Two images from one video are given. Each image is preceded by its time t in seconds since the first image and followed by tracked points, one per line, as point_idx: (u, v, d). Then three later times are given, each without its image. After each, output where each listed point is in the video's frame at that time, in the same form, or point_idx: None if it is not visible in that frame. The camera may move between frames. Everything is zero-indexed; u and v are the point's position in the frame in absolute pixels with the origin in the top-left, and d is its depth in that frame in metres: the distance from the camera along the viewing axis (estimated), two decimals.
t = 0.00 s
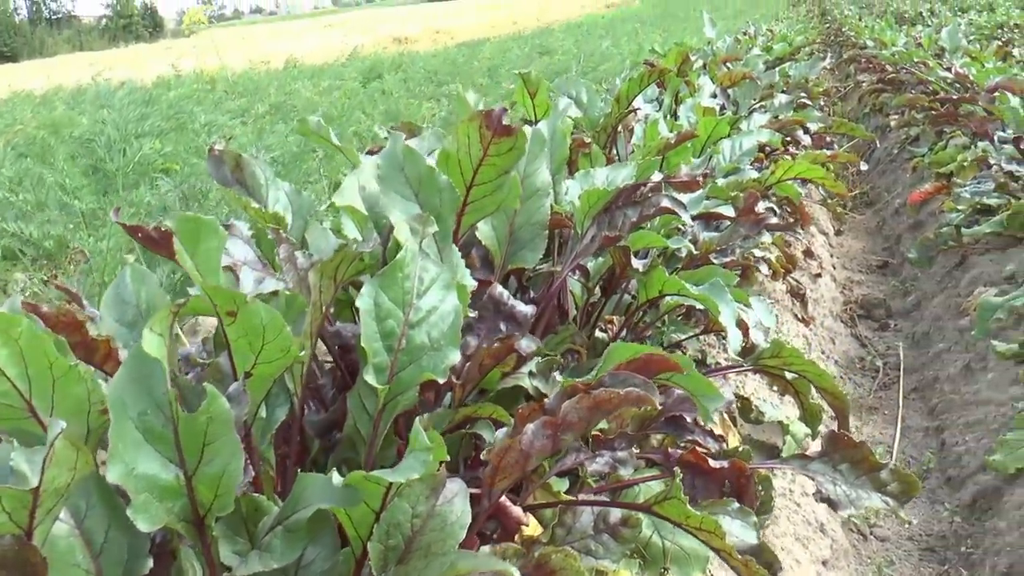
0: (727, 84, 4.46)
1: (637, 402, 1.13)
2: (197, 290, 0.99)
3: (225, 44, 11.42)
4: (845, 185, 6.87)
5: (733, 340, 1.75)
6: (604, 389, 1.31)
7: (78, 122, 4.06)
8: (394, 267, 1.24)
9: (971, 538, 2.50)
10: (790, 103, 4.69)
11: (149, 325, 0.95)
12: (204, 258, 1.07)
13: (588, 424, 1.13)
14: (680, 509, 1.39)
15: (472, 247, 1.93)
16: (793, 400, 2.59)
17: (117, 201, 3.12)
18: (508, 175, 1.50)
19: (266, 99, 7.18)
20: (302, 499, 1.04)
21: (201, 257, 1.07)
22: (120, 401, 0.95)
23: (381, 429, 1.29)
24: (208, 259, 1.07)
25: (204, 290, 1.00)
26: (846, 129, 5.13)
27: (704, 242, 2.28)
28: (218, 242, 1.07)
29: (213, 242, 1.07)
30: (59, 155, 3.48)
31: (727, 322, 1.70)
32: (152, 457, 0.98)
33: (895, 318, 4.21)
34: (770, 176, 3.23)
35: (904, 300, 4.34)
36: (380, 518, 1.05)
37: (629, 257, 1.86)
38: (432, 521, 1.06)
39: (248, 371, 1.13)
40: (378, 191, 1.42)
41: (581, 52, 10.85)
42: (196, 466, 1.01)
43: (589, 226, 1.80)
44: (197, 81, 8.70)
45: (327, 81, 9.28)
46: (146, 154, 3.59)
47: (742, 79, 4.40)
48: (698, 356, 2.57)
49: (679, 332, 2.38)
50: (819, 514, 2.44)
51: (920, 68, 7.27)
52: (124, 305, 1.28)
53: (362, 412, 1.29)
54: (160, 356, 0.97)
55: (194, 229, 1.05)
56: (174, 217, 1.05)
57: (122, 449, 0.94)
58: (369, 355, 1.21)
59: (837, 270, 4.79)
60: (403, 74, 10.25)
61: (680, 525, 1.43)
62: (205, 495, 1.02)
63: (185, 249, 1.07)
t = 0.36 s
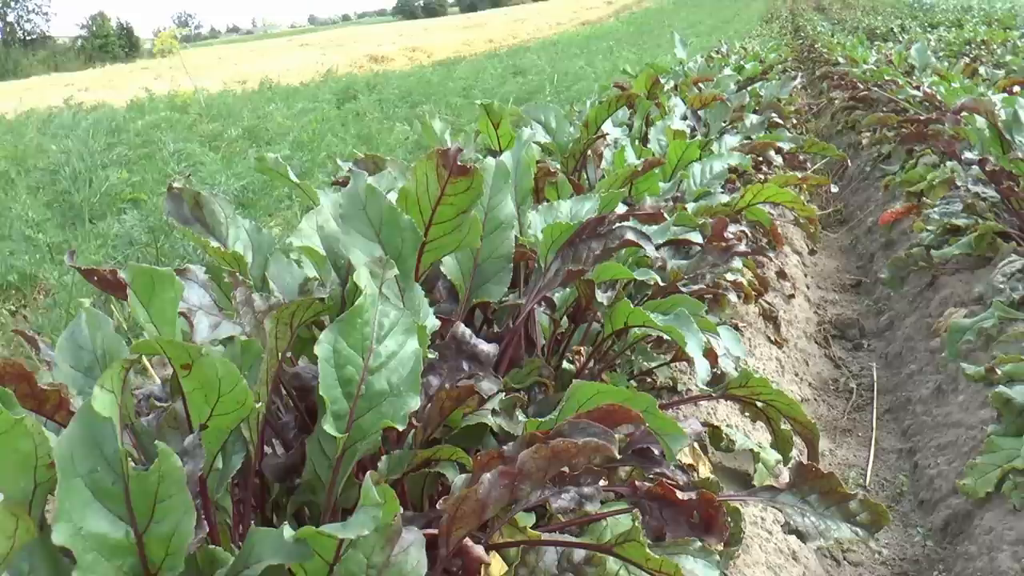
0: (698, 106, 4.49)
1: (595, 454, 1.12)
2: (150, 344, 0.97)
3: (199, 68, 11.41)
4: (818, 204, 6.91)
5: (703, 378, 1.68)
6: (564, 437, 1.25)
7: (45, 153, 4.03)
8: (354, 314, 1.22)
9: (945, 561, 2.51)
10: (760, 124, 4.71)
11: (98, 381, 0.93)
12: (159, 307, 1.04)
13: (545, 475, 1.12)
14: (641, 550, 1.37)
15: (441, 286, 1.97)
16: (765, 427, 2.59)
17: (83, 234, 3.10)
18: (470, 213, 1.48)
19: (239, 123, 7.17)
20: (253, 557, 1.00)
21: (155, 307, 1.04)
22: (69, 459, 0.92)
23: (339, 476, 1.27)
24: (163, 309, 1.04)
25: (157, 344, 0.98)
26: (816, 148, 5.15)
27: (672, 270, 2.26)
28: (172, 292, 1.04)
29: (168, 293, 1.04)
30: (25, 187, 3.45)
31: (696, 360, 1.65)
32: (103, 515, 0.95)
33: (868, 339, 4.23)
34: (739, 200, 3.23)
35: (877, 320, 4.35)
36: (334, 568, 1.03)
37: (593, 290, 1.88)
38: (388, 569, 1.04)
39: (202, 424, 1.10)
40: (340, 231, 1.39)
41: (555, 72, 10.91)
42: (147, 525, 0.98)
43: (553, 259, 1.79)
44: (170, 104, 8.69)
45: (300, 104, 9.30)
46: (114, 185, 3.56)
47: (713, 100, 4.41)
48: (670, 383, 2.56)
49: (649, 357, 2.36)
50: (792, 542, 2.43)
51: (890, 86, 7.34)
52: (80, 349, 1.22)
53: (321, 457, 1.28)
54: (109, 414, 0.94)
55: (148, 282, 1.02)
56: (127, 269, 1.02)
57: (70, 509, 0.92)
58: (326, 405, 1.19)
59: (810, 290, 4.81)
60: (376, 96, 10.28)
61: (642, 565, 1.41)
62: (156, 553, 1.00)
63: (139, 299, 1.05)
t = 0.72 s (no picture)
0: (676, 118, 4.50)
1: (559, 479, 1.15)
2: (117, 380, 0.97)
3: (179, 82, 11.39)
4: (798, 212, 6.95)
5: (672, 396, 1.67)
6: (528, 462, 1.29)
7: (22, 174, 4.02)
8: (323, 344, 1.22)
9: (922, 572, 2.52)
10: (738, 135, 4.73)
11: (64, 418, 0.93)
12: (125, 341, 1.05)
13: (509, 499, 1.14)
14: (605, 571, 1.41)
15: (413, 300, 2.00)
16: (742, 440, 2.60)
17: (60, 256, 3.09)
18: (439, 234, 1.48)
19: (219, 138, 7.16)
20: None
21: (122, 341, 1.05)
22: (34, 495, 0.93)
23: (310, 502, 1.29)
24: (130, 343, 1.05)
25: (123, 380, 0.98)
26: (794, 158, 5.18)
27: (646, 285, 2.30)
28: (140, 326, 1.04)
29: (135, 327, 1.04)
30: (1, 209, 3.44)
31: (666, 378, 1.65)
32: (68, 550, 0.95)
33: (848, 348, 4.24)
34: (715, 214, 3.24)
35: (856, 329, 4.38)
36: None
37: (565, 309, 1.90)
38: None
39: (170, 456, 1.10)
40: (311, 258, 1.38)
41: (537, 82, 10.93)
42: (112, 558, 0.98)
43: (525, 278, 1.81)
44: (151, 119, 8.67)
45: (281, 117, 9.30)
46: (91, 206, 3.56)
47: (690, 113, 4.42)
48: (648, 397, 2.57)
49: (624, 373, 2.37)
50: (769, 554, 2.43)
51: (869, 95, 7.38)
52: (49, 379, 1.22)
53: (291, 484, 1.29)
54: (75, 451, 0.95)
55: (115, 317, 1.03)
56: (94, 304, 1.03)
57: (35, 545, 0.92)
58: (295, 435, 1.21)
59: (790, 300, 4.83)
60: (358, 108, 10.28)
61: None
62: None
63: (105, 334, 1.05)
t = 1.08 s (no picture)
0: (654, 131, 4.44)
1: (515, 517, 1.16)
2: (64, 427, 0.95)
3: (159, 96, 11.36)
4: (780, 222, 6.95)
5: (640, 419, 1.62)
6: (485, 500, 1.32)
7: None
8: (279, 380, 1.21)
9: None
10: (717, 147, 4.73)
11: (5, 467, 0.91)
12: (76, 385, 1.02)
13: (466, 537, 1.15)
14: None
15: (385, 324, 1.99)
16: (719, 459, 2.58)
17: (30, 280, 3.07)
18: (402, 264, 1.49)
19: (200, 153, 7.14)
20: None
21: (73, 384, 1.02)
22: None
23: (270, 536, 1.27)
24: (81, 386, 1.02)
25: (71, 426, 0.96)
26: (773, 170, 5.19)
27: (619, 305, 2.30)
28: (92, 369, 1.02)
29: (87, 371, 1.02)
30: None
31: (633, 401, 1.62)
32: None
33: (827, 361, 4.24)
34: (690, 231, 3.23)
35: (836, 341, 4.38)
36: None
37: (534, 333, 1.89)
38: None
39: (124, 498, 1.08)
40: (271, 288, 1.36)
41: (518, 92, 10.94)
42: None
43: (492, 303, 1.79)
44: (131, 133, 8.64)
45: (262, 131, 9.28)
46: (63, 226, 3.53)
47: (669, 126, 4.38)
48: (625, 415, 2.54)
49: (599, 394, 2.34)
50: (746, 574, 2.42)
51: (848, 105, 7.41)
52: (7, 414, 1.17)
53: (251, 519, 1.27)
54: (18, 500, 0.92)
55: (64, 361, 1.00)
56: (42, 348, 1.00)
57: None
58: (251, 472, 1.19)
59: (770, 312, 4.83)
60: (339, 120, 10.27)
61: None
62: None
63: (55, 377, 1.03)
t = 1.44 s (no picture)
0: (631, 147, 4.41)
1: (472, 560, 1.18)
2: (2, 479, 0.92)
3: (139, 112, 11.32)
4: (760, 236, 6.96)
5: (609, 448, 1.57)
6: (443, 542, 1.32)
7: None
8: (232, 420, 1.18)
9: None
10: (695, 162, 4.73)
11: None
12: (16, 432, 1.00)
13: None
14: None
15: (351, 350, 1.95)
16: (695, 483, 2.55)
17: None
18: (363, 293, 1.46)
19: (179, 169, 7.11)
20: None
21: (11, 433, 1.00)
22: None
23: None
24: (20, 434, 1.00)
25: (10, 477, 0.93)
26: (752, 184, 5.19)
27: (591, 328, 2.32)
28: (32, 417, 1.00)
29: (28, 419, 0.99)
30: None
31: (600, 429, 1.58)
32: None
33: (807, 377, 4.22)
34: (666, 249, 3.21)
35: (816, 356, 4.37)
36: None
37: (502, 360, 1.87)
38: None
39: (67, 546, 1.06)
40: (226, 324, 1.36)
41: (500, 106, 10.94)
42: None
43: (458, 330, 1.76)
44: (111, 149, 8.60)
45: (242, 146, 9.25)
46: (34, 250, 3.50)
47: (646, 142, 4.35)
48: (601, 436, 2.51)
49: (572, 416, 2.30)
50: None
51: (828, 118, 7.43)
52: None
53: (207, 560, 1.24)
54: None
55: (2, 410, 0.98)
56: None
57: None
58: (203, 515, 1.16)
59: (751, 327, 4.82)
60: (320, 135, 10.25)
61: None
62: None
63: None
